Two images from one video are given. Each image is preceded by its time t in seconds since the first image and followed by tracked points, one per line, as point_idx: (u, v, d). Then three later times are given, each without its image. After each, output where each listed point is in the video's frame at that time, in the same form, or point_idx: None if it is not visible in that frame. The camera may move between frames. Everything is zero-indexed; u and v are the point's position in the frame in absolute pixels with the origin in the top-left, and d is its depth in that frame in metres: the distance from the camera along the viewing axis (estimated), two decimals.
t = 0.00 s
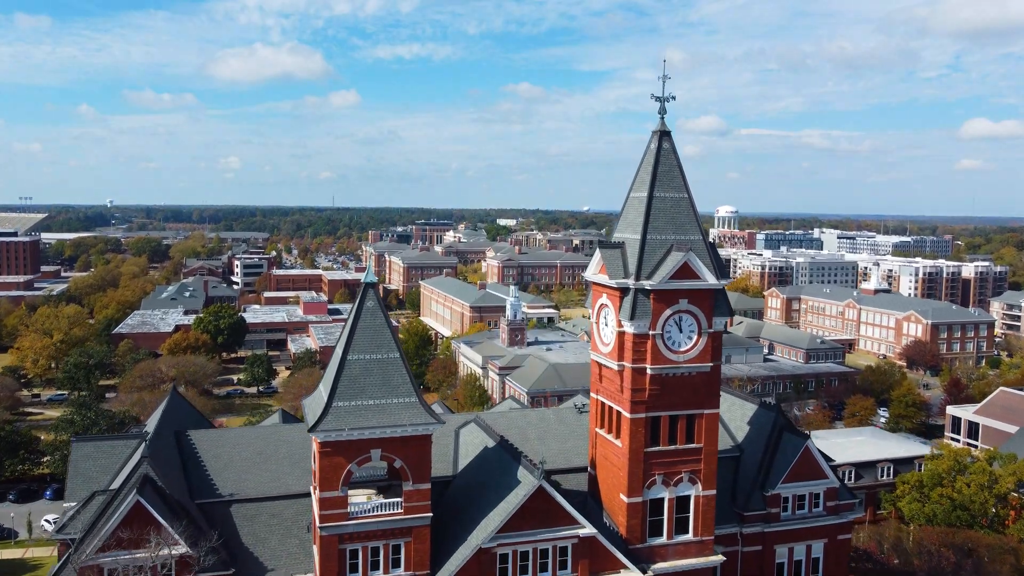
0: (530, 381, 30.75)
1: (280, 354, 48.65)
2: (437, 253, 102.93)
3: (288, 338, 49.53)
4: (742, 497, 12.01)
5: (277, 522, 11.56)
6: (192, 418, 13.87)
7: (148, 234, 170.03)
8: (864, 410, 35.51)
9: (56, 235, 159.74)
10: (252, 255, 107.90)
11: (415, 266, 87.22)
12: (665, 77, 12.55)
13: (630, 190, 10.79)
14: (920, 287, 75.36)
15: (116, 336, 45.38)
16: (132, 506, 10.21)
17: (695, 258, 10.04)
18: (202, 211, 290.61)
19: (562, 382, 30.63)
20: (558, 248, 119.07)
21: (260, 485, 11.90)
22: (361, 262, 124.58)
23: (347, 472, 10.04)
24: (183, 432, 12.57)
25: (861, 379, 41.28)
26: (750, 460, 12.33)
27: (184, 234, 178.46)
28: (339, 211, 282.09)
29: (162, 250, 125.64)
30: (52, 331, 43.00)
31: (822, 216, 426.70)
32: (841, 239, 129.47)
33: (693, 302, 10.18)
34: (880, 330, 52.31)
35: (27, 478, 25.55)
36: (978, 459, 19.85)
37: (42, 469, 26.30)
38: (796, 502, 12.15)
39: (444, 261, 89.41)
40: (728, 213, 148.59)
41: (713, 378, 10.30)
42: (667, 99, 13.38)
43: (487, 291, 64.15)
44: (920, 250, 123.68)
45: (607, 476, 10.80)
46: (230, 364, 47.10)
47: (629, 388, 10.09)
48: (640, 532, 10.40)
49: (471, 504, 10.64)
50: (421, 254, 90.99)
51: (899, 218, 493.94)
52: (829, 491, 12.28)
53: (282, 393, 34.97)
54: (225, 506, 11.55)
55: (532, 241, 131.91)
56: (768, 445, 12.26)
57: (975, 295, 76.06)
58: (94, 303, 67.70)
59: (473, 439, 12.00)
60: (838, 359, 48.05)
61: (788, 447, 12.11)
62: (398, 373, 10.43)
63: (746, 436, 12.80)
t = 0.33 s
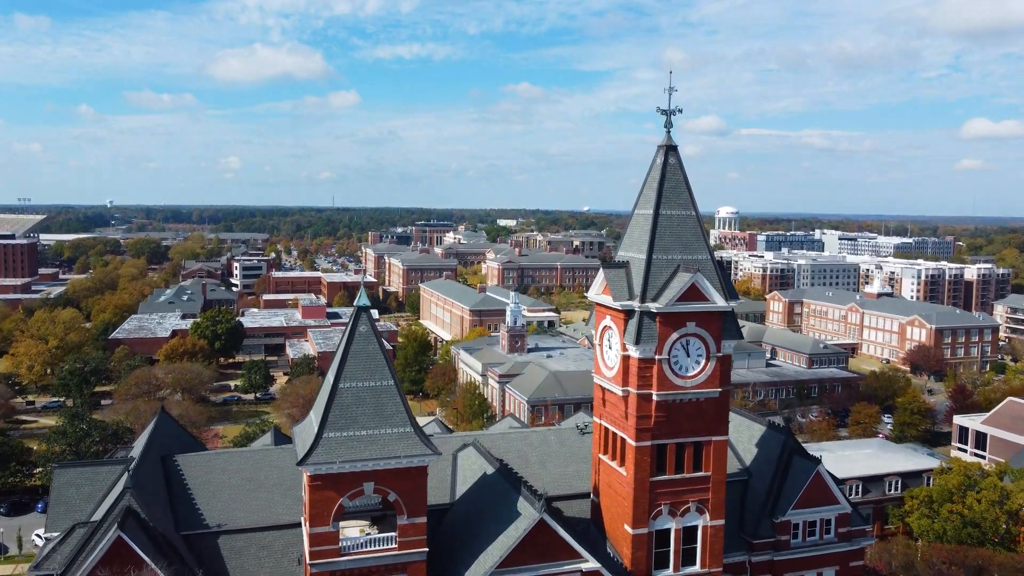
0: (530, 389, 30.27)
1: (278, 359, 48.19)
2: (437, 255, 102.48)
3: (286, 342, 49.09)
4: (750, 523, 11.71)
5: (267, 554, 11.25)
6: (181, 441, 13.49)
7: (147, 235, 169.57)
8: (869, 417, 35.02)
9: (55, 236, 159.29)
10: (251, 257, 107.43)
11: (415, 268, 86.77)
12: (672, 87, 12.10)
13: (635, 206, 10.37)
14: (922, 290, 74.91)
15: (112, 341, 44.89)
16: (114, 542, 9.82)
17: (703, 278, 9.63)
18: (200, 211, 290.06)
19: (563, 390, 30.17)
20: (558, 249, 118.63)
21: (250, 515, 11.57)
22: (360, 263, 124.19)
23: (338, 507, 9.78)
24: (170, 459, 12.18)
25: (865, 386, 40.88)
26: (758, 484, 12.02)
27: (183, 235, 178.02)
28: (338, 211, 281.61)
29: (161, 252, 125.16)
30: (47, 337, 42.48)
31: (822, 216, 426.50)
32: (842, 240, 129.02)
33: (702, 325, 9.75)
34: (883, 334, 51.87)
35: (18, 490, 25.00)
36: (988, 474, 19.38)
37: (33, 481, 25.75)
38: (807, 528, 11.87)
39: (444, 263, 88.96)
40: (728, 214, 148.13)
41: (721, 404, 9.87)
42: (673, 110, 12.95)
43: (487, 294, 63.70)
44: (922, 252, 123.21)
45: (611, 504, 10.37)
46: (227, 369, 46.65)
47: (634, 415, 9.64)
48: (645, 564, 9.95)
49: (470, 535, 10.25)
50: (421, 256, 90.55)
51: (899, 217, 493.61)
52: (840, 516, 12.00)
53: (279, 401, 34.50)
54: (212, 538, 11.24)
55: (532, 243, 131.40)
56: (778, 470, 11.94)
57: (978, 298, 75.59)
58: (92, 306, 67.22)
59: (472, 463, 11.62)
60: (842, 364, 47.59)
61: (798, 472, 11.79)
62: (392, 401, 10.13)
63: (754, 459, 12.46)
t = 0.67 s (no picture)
0: (531, 398, 29.83)
1: (276, 364, 47.80)
2: (437, 257, 102.09)
3: (284, 347, 48.68)
4: (759, 552, 11.45)
5: None
6: (170, 467, 13.20)
7: (147, 236, 169.27)
8: (874, 425, 34.47)
9: (54, 237, 158.73)
10: (251, 258, 107.01)
11: (415, 271, 86.35)
12: (678, 100, 11.72)
13: (640, 226, 9.90)
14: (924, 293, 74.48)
15: (108, 347, 44.48)
16: None
17: (712, 302, 9.17)
18: (201, 210, 289.96)
19: (563, 399, 29.73)
20: (558, 251, 118.22)
21: (237, 547, 11.27)
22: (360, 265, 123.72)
23: (329, 543, 9.57)
24: (156, 486, 11.90)
25: (869, 392, 40.54)
26: (767, 510, 11.74)
27: (183, 236, 177.70)
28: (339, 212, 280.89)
29: (160, 253, 124.76)
30: (42, 342, 42.03)
31: (823, 216, 425.62)
32: (843, 241, 128.57)
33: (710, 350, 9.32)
34: (886, 339, 51.44)
35: (10, 502, 24.50)
36: (1001, 491, 18.80)
37: (25, 493, 25.22)
38: (818, 557, 11.65)
39: (444, 265, 88.59)
40: (729, 215, 147.67)
41: (730, 432, 9.43)
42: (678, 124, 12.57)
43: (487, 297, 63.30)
44: (923, 253, 122.68)
45: (615, 534, 9.92)
46: (225, 374, 46.25)
47: (639, 444, 9.21)
48: None
49: (467, 568, 9.86)
50: (421, 258, 90.11)
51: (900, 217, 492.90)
52: (853, 544, 11.84)
53: (276, 409, 34.08)
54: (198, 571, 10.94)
55: (533, 244, 130.93)
56: (788, 495, 11.69)
57: (981, 300, 75.13)
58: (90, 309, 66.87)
59: (470, 489, 11.26)
60: (846, 369, 47.19)
61: (810, 498, 11.57)
62: (385, 433, 9.93)
63: (763, 483, 12.18)
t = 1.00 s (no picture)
0: (531, 406, 29.39)
1: (274, 369, 47.40)
2: (437, 258, 101.67)
3: (282, 352, 48.25)
4: None
5: None
6: (152, 490, 13.00)
7: (147, 237, 168.93)
8: (879, 433, 33.93)
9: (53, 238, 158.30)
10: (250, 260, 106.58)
11: (415, 273, 85.91)
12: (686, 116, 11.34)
13: (647, 245, 9.46)
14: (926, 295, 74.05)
15: (104, 353, 44.04)
16: None
17: (721, 326, 8.73)
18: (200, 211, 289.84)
19: (564, 408, 29.26)
20: (559, 253, 117.81)
21: None
22: (360, 266, 123.32)
23: None
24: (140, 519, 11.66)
25: (873, 399, 40.14)
26: (777, 539, 11.60)
27: (183, 237, 177.45)
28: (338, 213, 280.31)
29: (159, 255, 124.33)
30: (37, 348, 41.54)
31: (823, 216, 425.27)
32: (844, 243, 128.13)
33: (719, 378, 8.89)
34: (890, 344, 51.00)
35: None
36: (1012, 507, 18.35)
37: (15, 505, 24.67)
38: None
39: (444, 267, 88.20)
40: (730, 216, 147.25)
41: (741, 463, 9.00)
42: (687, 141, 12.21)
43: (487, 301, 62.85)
44: (925, 255, 122.17)
45: (619, 567, 9.48)
46: (222, 380, 45.78)
47: (645, 476, 8.76)
48: None
49: None
50: (420, 260, 89.69)
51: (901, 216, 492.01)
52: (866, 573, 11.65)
53: (273, 417, 33.64)
54: None
55: (533, 246, 130.50)
56: (799, 524, 11.53)
57: (984, 303, 74.69)
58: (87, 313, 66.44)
59: (468, 520, 11.04)
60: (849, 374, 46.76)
61: (821, 527, 11.40)
62: (377, 468, 9.65)
63: (773, 510, 12.03)
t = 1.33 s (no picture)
0: (531, 416, 28.95)
1: (272, 375, 46.98)
2: (437, 261, 101.30)
3: (280, 357, 47.82)
4: None
5: None
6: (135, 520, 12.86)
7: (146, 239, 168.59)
8: (884, 441, 33.38)
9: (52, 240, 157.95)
10: (249, 262, 106.15)
11: (414, 276, 85.50)
12: (693, 132, 10.94)
13: (653, 268, 9.04)
14: (928, 299, 73.58)
15: (100, 359, 43.64)
16: None
17: (732, 354, 8.28)
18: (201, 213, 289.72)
19: (564, 418, 28.83)
20: (559, 255, 117.45)
21: None
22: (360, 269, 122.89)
23: None
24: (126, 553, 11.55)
25: (877, 406, 39.73)
26: (787, 569, 11.43)
27: (183, 239, 177.04)
28: (339, 214, 280.23)
29: (158, 257, 123.89)
30: (31, 354, 41.08)
31: (823, 217, 424.85)
32: (845, 245, 127.76)
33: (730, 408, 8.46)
34: (893, 349, 50.57)
35: None
36: None
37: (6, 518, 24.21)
38: None
39: (444, 270, 87.81)
40: (730, 217, 146.89)
41: (752, 498, 8.58)
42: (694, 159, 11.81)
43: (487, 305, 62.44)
44: (927, 257, 121.77)
45: None
46: (219, 386, 45.33)
47: (650, 512, 8.33)
48: None
49: None
50: (420, 262, 89.29)
51: (902, 216, 491.39)
52: None
53: (270, 425, 33.21)
54: None
55: (533, 248, 130.11)
56: (811, 554, 11.28)
57: (986, 307, 74.32)
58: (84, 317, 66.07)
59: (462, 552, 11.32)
60: (851, 380, 46.33)
61: (833, 560, 11.10)
62: (368, 506, 9.44)
63: (782, 539, 11.88)
